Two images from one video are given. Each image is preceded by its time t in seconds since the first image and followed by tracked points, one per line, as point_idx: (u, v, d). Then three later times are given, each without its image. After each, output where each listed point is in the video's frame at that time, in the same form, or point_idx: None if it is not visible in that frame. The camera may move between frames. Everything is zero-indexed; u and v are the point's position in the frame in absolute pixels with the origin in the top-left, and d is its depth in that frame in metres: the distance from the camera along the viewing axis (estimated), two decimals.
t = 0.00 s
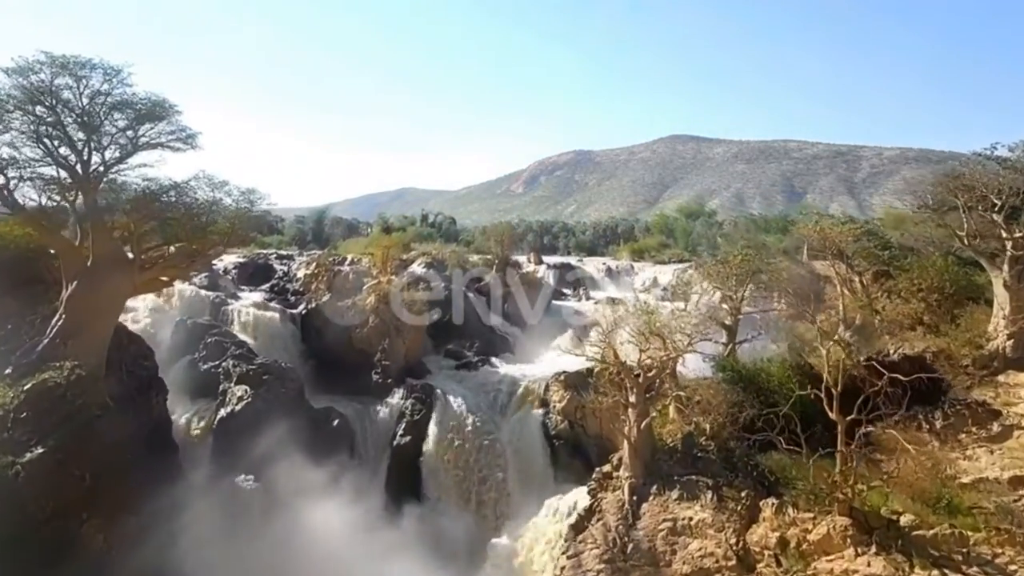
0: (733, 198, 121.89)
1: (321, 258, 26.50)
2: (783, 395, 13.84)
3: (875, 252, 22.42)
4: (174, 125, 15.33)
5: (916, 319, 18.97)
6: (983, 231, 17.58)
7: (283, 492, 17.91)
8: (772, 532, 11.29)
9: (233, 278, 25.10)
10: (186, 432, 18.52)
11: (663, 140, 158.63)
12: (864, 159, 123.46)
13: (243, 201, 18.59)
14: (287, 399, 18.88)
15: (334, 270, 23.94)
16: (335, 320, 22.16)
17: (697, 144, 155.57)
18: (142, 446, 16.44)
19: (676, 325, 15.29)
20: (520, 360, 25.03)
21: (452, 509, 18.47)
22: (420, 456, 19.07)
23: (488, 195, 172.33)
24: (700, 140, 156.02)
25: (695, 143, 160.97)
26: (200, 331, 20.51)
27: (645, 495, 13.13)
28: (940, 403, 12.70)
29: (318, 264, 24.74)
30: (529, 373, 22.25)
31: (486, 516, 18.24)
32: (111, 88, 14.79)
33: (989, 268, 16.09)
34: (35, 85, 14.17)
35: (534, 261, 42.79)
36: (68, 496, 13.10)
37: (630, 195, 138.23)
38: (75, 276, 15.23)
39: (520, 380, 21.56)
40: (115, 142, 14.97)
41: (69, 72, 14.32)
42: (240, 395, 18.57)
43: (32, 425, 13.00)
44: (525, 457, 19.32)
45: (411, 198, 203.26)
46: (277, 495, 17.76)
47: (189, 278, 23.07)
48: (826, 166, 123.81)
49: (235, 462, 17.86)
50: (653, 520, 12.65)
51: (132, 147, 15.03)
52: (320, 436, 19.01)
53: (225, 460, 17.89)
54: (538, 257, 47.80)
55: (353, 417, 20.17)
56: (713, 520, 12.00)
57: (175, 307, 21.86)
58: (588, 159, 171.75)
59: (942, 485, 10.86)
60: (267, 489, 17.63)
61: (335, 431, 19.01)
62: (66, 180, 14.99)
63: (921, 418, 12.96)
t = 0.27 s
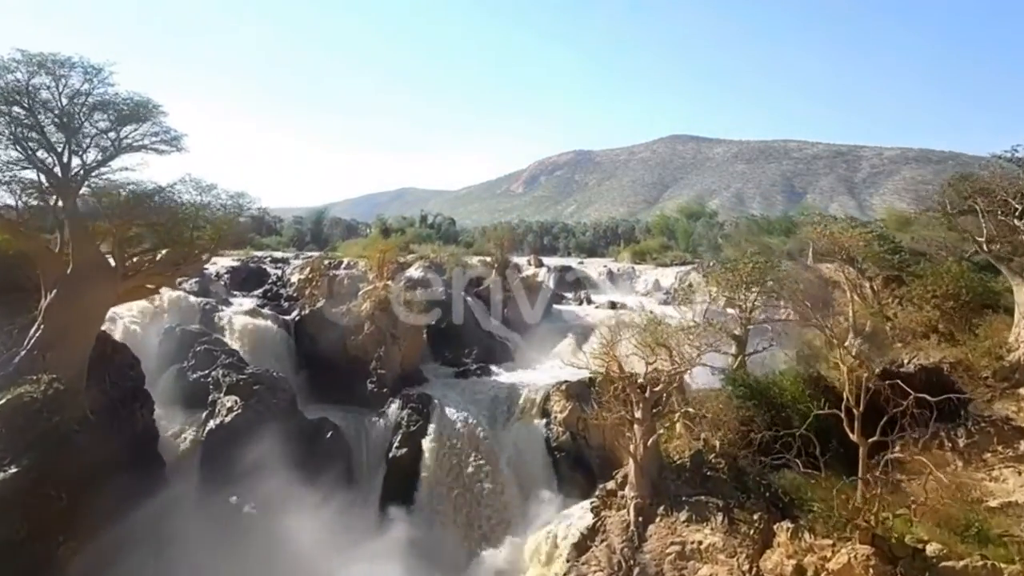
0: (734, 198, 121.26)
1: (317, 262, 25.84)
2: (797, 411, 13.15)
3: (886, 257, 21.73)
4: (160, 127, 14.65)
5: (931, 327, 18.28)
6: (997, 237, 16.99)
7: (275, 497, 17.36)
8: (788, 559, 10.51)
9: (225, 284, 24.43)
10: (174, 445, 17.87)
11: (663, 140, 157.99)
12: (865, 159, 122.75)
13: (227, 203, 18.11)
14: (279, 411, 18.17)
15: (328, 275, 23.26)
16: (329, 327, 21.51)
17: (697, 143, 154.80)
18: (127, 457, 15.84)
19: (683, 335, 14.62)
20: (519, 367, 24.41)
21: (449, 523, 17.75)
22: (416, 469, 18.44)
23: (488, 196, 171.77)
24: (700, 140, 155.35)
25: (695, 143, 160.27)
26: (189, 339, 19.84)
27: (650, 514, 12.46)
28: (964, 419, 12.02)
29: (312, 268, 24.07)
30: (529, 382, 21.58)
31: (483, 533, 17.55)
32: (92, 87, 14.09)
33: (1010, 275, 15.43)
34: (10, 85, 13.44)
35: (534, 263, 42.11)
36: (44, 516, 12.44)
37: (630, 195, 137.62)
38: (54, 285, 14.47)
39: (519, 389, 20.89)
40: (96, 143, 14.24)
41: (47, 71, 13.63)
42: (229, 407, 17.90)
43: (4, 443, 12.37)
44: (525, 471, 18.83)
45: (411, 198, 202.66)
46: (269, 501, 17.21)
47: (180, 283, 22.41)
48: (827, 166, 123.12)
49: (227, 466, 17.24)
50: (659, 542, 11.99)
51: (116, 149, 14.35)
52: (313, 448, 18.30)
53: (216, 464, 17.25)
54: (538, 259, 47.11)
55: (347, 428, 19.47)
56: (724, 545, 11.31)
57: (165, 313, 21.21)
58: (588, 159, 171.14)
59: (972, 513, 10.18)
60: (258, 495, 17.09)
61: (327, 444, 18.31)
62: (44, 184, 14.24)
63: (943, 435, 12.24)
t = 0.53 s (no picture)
0: (734, 198, 120.66)
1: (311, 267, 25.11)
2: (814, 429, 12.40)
3: (898, 262, 21.02)
4: (141, 129, 13.89)
5: (948, 337, 17.57)
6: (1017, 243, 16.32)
7: (262, 512, 16.86)
8: None
9: (216, 289, 23.70)
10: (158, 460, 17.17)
11: (663, 140, 157.32)
12: (866, 159, 122.10)
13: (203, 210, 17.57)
14: (269, 424, 17.33)
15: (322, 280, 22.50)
16: (322, 335, 20.78)
17: (697, 143, 154.09)
18: (106, 476, 15.26)
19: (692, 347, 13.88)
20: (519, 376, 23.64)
21: (447, 542, 17.16)
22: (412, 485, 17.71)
23: (487, 196, 171.13)
24: (701, 140, 154.69)
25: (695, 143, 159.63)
26: (176, 348, 19.10)
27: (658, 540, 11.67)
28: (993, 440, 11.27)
29: (306, 274, 23.34)
30: (529, 393, 20.86)
31: (483, 552, 16.84)
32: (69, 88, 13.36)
33: None
34: None
35: (535, 266, 41.38)
36: None
37: (630, 195, 136.99)
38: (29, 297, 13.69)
39: (519, 400, 20.15)
40: (74, 147, 13.50)
41: (20, 70, 12.88)
42: (216, 420, 17.16)
43: None
44: (525, 486, 17.99)
45: (410, 198, 202.03)
46: (255, 516, 16.71)
47: (168, 290, 21.72)
48: (828, 167, 122.46)
49: (213, 481, 16.59)
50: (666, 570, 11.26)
51: (95, 153, 13.62)
52: (303, 463, 17.56)
53: (202, 479, 16.60)
54: (538, 262, 46.21)
55: (339, 442, 18.68)
56: None
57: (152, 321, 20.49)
58: (587, 159, 170.48)
59: (1010, 548, 9.21)
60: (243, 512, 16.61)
61: (319, 459, 17.54)
62: (18, 190, 13.44)
63: (970, 458, 11.52)
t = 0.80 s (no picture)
0: (735, 198, 120.08)
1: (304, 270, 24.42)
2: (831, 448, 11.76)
3: (909, 268, 20.32)
4: (120, 130, 13.24)
5: (963, 346, 16.87)
6: None
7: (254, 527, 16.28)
8: None
9: (206, 294, 23.00)
10: (142, 473, 16.51)
11: (663, 139, 156.60)
12: (866, 159, 121.62)
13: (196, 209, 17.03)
14: (259, 436, 16.61)
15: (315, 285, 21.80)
16: (315, 343, 20.09)
17: (697, 143, 153.21)
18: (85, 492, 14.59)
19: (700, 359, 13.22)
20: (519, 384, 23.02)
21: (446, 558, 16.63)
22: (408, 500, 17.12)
23: (486, 196, 170.36)
24: (701, 140, 153.98)
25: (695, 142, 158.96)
26: (162, 356, 18.40)
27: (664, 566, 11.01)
28: (1022, 459, 10.57)
29: (299, 278, 22.66)
30: (529, 402, 20.19)
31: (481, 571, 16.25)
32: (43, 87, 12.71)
33: None
34: None
35: (535, 268, 40.69)
36: None
37: (630, 195, 136.26)
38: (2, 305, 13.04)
39: (519, 409, 19.47)
40: (48, 149, 12.83)
41: None
42: (204, 433, 16.44)
43: None
44: (526, 500, 17.39)
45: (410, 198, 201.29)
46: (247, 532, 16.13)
47: (157, 296, 21.03)
48: (829, 167, 121.83)
49: (200, 497, 15.98)
50: None
51: (70, 155, 12.95)
52: (295, 477, 16.88)
53: (188, 495, 16.00)
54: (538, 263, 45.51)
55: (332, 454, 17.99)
56: None
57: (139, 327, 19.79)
58: (587, 159, 169.73)
59: None
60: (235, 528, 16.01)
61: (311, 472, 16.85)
62: None
63: (1000, 481, 10.89)
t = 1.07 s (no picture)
0: (735, 198, 119.26)
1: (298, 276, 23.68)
2: (848, 472, 11.28)
3: (922, 274, 19.59)
4: (96, 132, 12.59)
5: (983, 356, 16.13)
6: None
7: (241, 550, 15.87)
8: None
9: (195, 301, 22.25)
10: (122, 489, 15.91)
11: (663, 139, 155.87)
12: (866, 159, 120.97)
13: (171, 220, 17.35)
14: (247, 453, 15.92)
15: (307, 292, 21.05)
16: (306, 353, 19.35)
17: (697, 143, 152.45)
18: (59, 511, 14.14)
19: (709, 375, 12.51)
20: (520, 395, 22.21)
21: None
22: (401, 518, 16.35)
23: (486, 196, 169.63)
24: (701, 140, 153.25)
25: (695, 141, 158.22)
26: (148, 367, 17.65)
27: None
28: None
29: (291, 285, 21.91)
30: (529, 414, 19.46)
31: None
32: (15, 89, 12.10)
33: None
34: None
35: (535, 271, 39.92)
36: None
37: (630, 195, 135.55)
38: None
39: (519, 421, 18.74)
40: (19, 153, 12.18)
41: None
42: (190, 449, 15.77)
43: None
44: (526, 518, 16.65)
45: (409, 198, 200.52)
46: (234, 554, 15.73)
47: (143, 304, 20.29)
48: (829, 167, 121.15)
49: (187, 517, 15.43)
50: None
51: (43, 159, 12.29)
52: (286, 495, 16.30)
53: (175, 515, 15.42)
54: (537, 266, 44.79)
55: (324, 469, 17.31)
56: None
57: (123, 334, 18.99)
58: (587, 159, 168.99)
59: None
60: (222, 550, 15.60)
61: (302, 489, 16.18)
62: None
63: None
